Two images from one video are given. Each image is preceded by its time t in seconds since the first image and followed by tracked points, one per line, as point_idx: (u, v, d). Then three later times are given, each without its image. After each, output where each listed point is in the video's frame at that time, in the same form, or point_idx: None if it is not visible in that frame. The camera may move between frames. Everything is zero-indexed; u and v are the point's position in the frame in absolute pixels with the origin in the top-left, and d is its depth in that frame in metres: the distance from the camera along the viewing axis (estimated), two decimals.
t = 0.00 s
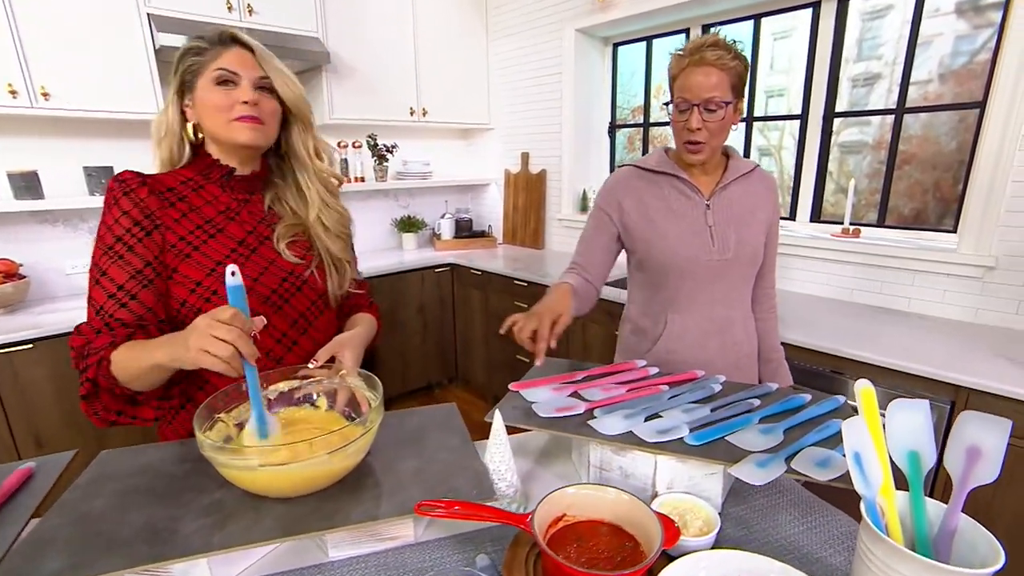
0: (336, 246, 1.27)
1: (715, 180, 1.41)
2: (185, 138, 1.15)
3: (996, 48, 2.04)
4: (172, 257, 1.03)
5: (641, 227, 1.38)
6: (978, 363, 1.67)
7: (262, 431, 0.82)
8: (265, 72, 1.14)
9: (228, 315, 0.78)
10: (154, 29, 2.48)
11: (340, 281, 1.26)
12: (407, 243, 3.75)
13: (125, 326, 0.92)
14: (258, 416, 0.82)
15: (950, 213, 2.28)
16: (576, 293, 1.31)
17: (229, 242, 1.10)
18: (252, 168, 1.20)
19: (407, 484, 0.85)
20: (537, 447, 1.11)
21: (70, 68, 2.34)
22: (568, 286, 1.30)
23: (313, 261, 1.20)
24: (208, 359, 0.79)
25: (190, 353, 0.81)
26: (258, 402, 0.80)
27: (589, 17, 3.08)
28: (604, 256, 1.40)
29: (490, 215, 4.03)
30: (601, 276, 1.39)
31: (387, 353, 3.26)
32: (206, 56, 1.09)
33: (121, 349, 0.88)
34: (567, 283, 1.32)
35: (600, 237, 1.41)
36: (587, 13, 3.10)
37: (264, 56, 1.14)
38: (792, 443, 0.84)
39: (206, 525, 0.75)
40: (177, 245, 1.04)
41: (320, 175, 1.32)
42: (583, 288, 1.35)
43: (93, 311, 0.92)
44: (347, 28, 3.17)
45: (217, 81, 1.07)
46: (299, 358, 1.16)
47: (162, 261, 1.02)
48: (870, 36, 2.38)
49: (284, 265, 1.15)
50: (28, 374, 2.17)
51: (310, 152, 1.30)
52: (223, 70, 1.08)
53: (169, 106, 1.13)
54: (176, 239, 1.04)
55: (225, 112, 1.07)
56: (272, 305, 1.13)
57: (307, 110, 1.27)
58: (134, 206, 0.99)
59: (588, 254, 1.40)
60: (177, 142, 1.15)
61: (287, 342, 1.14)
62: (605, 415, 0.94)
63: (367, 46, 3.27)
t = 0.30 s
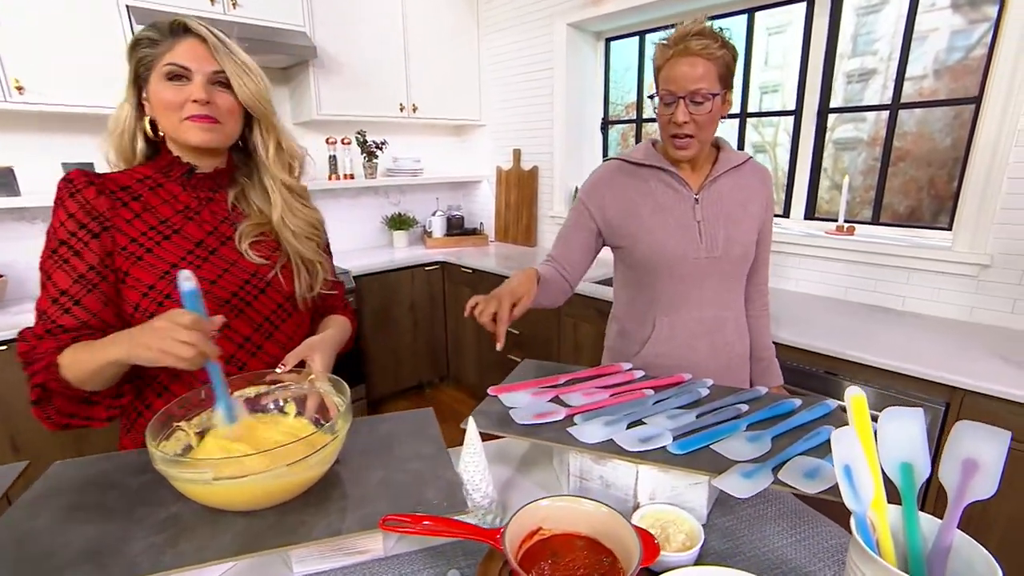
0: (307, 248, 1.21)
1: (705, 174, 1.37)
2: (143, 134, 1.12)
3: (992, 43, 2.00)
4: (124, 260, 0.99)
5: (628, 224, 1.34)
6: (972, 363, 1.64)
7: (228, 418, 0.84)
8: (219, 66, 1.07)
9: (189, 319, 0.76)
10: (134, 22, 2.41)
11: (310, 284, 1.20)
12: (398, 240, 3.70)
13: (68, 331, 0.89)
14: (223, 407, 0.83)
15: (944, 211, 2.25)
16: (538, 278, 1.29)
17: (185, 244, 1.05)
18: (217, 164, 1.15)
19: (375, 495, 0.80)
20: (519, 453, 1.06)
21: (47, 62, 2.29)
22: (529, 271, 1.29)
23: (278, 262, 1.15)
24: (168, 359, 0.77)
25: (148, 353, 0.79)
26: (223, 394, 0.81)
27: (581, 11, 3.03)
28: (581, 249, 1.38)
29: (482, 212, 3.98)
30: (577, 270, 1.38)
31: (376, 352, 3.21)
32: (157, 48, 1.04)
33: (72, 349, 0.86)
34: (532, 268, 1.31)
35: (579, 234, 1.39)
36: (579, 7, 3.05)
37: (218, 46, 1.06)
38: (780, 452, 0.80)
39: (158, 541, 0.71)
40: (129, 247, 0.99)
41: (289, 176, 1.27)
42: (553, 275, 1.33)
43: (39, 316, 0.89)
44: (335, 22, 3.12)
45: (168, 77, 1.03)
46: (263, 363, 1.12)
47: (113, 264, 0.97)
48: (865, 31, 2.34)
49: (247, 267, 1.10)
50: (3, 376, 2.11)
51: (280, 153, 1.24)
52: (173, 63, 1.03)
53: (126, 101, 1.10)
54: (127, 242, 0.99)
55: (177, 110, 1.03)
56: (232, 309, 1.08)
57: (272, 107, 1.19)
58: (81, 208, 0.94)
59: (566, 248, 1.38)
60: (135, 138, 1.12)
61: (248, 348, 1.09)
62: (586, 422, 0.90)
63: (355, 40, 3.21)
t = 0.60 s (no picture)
0: (275, 238, 1.17)
1: (696, 162, 1.33)
2: (93, 115, 1.06)
3: (991, 31, 1.96)
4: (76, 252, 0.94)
5: (613, 213, 1.30)
6: (967, 355, 1.61)
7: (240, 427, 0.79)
8: (184, 49, 1.01)
9: (176, 318, 0.73)
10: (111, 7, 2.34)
11: (278, 275, 1.17)
12: (388, 232, 3.64)
13: (41, 332, 0.84)
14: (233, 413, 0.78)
15: (941, 201, 2.22)
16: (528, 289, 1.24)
17: (144, 235, 1.01)
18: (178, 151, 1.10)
19: (344, 496, 0.76)
20: (500, 451, 1.02)
21: (42, 61, 2.36)
22: (518, 283, 1.23)
23: (244, 253, 1.12)
24: (163, 366, 0.73)
25: (141, 363, 0.75)
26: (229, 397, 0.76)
27: None
28: (568, 242, 1.34)
29: (474, 203, 3.92)
30: (565, 264, 1.33)
31: (366, 345, 3.16)
32: (110, 25, 0.97)
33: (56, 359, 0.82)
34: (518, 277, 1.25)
35: (566, 226, 1.34)
36: None
37: (182, 28, 1.01)
38: (770, 452, 0.76)
39: (107, 548, 0.66)
40: (81, 238, 0.95)
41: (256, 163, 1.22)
42: (540, 276, 1.28)
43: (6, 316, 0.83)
44: (323, 10, 3.05)
45: (124, 58, 0.97)
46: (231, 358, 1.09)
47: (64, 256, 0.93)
48: (862, 18, 2.29)
49: (211, 259, 1.07)
50: None
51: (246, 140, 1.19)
52: (129, 44, 0.97)
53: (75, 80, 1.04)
54: (79, 233, 0.94)
55: (136, 96, 0.98)
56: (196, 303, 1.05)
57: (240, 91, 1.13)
58: (35, 194, 0.89)
59: (555, 242, 1.33)
60: (84, 119, 1.06)
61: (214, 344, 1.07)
62: (567, 419, 0.86)
63: (343, 28, 3.14)
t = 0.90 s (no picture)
0: (233, 211, 1.12)
1: (682, 141, 1.28)
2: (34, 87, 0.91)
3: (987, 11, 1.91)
4: (19, 240, 0.88)
5: (596, 193, 1.26)
6: (957, 342, 1.58)
7: (119, 446, 0.70)
8: (161, 23, 0.98)
9: (52, 313, 0.63)
10: None
11: (240, 251, 1.12)
12: (375, 219, 3.57)
13: None
14: (109, 425, 0.69)
15: (933, 186, 2.18)
16: (509, 277, 1.19)
17: (98, 221, 0.94)
18: (127, 126, 1.02)
19: (306, 493, 0.72)
20: (477, 442, 0.98)
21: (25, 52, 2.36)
22: (500, 271, 1.18)
23: (207, 237, 1.07)
24: (32, 365, 0.66)
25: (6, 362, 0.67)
26: (111, 409, 0.68)
27: None
28: (553, 225, 1.29)
29: (463, 189, 3.85)
30: (552, 251, 1.29)
31: (352, 334, 3.10)
32: None
33: None
34: (500, 265, 1.21)
35: (551, 210, 1.29)
36: None
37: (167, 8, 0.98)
38: (757, 443, 0.73)
39: (43, 554, 0.61)
40: (24, 224, 0.88)
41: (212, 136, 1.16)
42: (524, 263, 1.24)
43: None
44: None
45: (115, 35, 0.88)
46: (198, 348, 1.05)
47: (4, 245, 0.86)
48: None
49: (173, 245, 1.02)
50: None
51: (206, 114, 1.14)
52: (120, 20, 0.89)
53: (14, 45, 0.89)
54: (21, 219, 0.88)
55: (128, 77, 0.91)
56: (158, 292, 0.99)
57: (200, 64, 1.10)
58: None
59: (540, 227, 1.29)
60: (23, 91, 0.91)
61: (180, 335, 1.02)
62: (544, 410, 0.82)
63: (324, 7, 3.03)
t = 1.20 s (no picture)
0: (190, 185, 1.06)
1: (673, 117, 1.22)
2: None
3: None
4: None
5: (582, 173, 1.20)
6: (951, 325, 1.55)
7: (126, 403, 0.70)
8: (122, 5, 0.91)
9: (51, 288, 0.60)
10: None
11: (199, 228, 1.06)
12: (362, 202, 3.48)
13: None
14: (114, 391, 0.68)
15: (927, 168, 2.14)
16: (490, 262, 1.14)
17: (40, 199, 0.87)
18: (68, 99, 0.92)
19: (269, 489, 0.67)
20: (458, 432, 0.94)
21: None
22: (478, 257, 1.13)
23: (164, 214, 1.01)
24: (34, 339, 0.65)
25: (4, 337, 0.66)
26: (112, 370, 0.66)
27: None
28: (539, 207, 1.25)
29: (451, 172, 3.76)
30: (537, 234, 1.24)
31: (341, 325, 2.96)
32: None
33: None
34: (481, 250, 1.15)
35: (535, 191, 1.24)
36: None
37: None
38: (750, 433, 0.69)
39: None
40: None
41: (165, 112, 1.08)
42: (505, 247, 1.19)
43: None
44: None
45: (69, 10, 0.80)
46: (161, 334, 0.99)
47: None
48: None
49: (128, 224, 0.96)
50: None
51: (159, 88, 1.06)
52: None
53: None
54: None
55: (81, 55, 0.82)
56: (112, 275, 0.93)
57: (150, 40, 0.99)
58: None
59: (525, 209, 1.24)
60: None
61: (142, 319, 0.97)
62: (525, 399, 0.78)
63: None
